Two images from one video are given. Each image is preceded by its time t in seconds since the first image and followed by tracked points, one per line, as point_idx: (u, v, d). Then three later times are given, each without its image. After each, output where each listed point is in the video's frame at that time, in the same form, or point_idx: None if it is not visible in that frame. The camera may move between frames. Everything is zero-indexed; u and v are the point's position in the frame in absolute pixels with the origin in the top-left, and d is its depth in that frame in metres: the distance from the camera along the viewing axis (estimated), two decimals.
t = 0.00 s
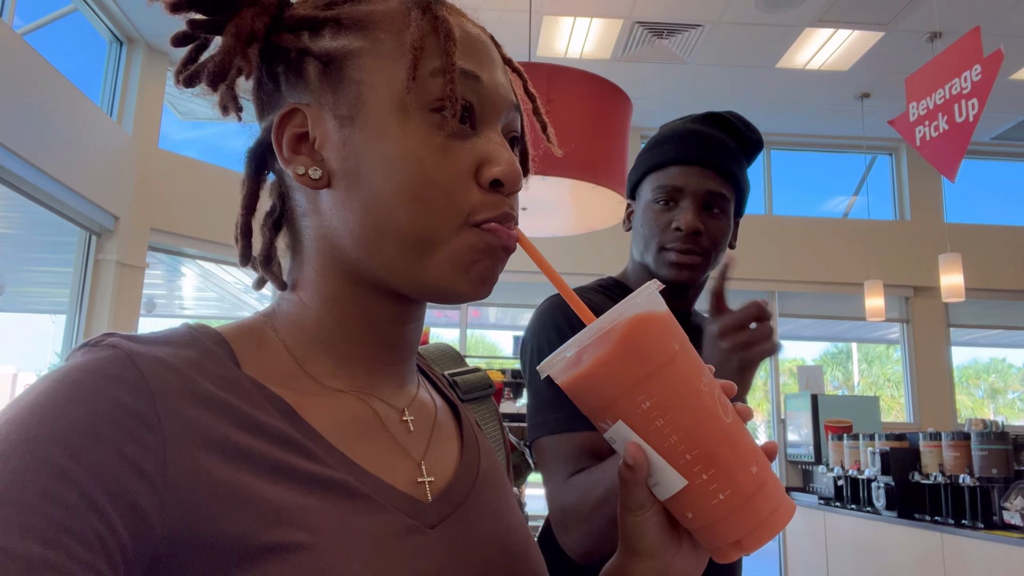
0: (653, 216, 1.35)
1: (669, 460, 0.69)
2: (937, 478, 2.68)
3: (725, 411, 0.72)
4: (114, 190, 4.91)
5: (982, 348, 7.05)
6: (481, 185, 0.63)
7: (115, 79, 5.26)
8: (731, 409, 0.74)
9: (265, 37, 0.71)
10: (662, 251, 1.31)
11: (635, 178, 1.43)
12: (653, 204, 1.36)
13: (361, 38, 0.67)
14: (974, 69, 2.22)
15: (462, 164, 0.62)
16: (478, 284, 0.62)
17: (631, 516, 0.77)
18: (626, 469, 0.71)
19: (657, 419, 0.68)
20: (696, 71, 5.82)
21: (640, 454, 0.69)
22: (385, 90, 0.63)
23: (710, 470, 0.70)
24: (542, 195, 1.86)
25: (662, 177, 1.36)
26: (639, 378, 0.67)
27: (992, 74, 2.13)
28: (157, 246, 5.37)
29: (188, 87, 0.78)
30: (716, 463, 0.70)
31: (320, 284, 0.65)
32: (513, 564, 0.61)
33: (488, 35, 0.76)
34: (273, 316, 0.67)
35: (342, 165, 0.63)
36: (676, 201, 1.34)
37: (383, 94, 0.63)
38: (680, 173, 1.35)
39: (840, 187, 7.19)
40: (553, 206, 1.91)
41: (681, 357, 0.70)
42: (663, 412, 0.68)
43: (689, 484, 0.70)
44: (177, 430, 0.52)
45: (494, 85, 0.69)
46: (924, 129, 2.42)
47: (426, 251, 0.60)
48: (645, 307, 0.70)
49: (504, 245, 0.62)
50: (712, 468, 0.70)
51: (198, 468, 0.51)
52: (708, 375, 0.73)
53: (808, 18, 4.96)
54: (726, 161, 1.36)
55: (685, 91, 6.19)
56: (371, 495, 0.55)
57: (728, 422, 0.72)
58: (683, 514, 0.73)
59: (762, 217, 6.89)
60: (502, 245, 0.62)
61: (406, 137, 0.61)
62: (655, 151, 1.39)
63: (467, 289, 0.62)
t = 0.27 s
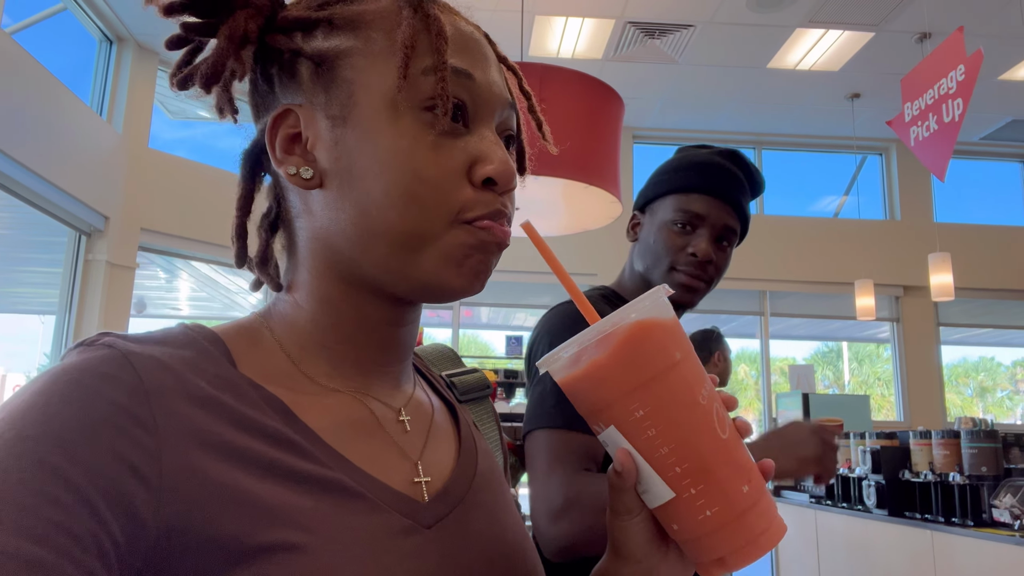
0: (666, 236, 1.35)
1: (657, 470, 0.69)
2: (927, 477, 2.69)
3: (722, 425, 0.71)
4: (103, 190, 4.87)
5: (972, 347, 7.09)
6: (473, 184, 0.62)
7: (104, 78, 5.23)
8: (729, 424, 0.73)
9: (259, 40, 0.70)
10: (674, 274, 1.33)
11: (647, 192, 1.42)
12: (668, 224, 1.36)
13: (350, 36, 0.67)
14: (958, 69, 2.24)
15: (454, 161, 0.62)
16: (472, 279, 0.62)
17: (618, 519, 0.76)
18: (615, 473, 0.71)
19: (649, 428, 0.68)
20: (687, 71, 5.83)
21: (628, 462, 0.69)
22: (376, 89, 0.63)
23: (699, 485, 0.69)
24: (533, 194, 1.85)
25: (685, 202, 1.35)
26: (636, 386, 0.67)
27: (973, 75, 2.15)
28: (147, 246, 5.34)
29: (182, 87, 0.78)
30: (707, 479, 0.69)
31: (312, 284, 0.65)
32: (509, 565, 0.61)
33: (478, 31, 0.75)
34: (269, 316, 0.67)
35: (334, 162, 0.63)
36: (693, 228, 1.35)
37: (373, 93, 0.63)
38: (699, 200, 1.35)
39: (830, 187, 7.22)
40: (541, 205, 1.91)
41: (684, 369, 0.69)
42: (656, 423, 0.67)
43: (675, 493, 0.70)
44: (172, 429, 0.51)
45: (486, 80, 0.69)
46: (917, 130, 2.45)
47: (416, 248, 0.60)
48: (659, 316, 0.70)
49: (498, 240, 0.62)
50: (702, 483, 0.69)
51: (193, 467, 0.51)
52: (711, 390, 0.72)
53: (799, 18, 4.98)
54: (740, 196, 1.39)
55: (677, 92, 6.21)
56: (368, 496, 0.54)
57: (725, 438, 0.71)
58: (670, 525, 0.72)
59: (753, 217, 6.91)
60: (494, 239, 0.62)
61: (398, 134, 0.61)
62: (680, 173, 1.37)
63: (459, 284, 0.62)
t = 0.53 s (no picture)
0: (666, 253, 1.37)
1: (622, 491, 0.71)
2: (915, 472, 2.73)
3: (703, 479, 0.70)
4: (92, 187, 4.85)
5: (959, 343, 7.15)
6: (396, 138, 0.63)
7: (93, 75, 5.20)
8: (716, 481, 0.71)
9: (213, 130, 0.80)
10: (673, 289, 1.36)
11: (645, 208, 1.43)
12: (666, 242, 1.38)
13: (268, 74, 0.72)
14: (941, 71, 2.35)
15: (373, 126, 0.64)
16: (425, 224, 0.61)
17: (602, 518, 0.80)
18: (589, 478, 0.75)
19: (625, 448, 0.71)
20: (678, 70, 5.86)
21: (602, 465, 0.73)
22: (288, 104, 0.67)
23: (651, 520, 0.69)
24: (527, 192, 1.87)
25: (683, 220, 1.37)
26: (631, 400, 0.72)
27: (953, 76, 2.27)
28: (137, 244, 5.32)
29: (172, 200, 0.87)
30: (660, 515, 0.69)
31: (308, 301, 0.66)
32: None
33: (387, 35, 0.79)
34: (280, 331, 0.68)
35: (273, 187, 0.66)
36: (691, 246, 1.37)
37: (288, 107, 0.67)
38: (698, 220, 1.38)
39: (819, 185, 7.27)
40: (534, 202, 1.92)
41: (686, 404, 0.71)
42: (632, 445, 0.71)
43: (630, 522, 0.71)
44: (190, 441, 0.54)
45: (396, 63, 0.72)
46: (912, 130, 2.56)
47: (360, 212, 0.61)
48: (629, 338, 0.72)
49: (439, 177, 0.62)
50: (653, 520, 0.69)
51: (208, 478, 0.53)
52: (712, 437, 0.71)
53: (789, 17, 5.00)
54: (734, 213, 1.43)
55: (667, 90, 6.23)
56: (378, 512, 0.56)
57: (701, 491, 0.70)
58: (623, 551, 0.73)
59: (743, 214, 6.96)
60: (431, 176, 0.61)
61: (320, 125, 0.63)
62: (675, 191, 1.39)
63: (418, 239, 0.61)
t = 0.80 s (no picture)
0: (684, 248, 1.44)
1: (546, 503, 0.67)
2: (903, 468, 2.74)
3: (604, 535, 0.60)
4: (80, 185, 4.81)
5: (947, 338, 7.20)
6: (376, 207, 0.61)
7: (80, 72, 5.15)
8: (624, 544, 0.60)
9: (238, 117, 0.79)
10: (693, 282, 1.41)
11: (663, 206, 1.51)
12: (686, 237, 1.46)
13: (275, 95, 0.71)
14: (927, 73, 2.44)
15: (354, 188, 0.61)
16: (389, 312, 0.60)
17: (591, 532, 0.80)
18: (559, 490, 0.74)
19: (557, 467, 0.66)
20: (670, 66, 5.86)
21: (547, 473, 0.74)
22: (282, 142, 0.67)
23: (551, 551, 0.64)
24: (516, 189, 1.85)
25: (699, 216, 1.45)
26: (573, 431, 0.66)
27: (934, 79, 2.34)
28: (126, 242, 5.28)
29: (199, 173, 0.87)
30: (559, 553, 0.63)
31: (301, 327, 0.65)
32: None
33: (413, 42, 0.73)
34: (275, 352, 0.68)
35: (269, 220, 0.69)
36: (708, 242, 1.44)
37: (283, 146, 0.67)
38: (717, 218, 1.46)
39: (809, 181, 7.30)
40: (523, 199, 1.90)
41: (614, 453, 0.61)
42: (563, 470, 0.65)
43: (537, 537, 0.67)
44: (180, 450, 0.53)
45: (401, 95, 0.67)
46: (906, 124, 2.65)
47: (331, 283, 0.60)
48: (608, 373, 0.63)
49: (407, 267, 0.59)
50: (552, 551, 0.64)
51: (198, 485, 0.52)
52: (637, 497, 0.60)
53: (781, 14, 5.01)
54: (748, 214, 1.50)
55: (659, 86, 6.23)
56: (367, 517, 0.55)
57: (598, 546, 0.61)
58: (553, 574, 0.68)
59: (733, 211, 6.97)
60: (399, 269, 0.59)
61: (306, 177, 0.63)
62: (689, 187, 1.47)
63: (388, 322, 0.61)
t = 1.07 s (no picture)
0: (733, 227, 1.35)
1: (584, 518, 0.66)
2: (897, 459, 2.76)
3: (655, 532, 0.60)
4: (67, 188, 4.76)
5: (934, 330, 7.26)
6: (432, 201, 0.59)
7: (66, 73, 5.10)
8: (675, 537, 0.60)
9: (258, 105, 0.77)
10: (744, 262, 1.33)
11: (701, 181, 1.41)
12: (732, 215, 1.36)
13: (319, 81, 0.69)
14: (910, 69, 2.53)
15: (409, 182, 0.60)
16: (439, 322, 0.58)
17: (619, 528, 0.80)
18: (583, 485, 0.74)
19: (591, 473, 0.65)
20: (658, 62, 5.87)
21: (575, 483, 0.76)
22: (329, 131, 0.64)
23: (598, 555, 0.63)
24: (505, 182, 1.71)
25: (744, 193, 1.37)
26: (612, 430, 0.64)
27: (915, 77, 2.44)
28: (114, 245, 5.23)
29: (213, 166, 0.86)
30: (606, 555, 0.62)
31: (338, 327, 0.64)
32: None
33: (453, 31, 0.72)
34: (306, 350, 0.67)
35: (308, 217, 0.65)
36: (756, 220, 1.36)
37: (329, 135, 0.64)
38: (763, 195, 1.38)
39: (797, 175, 7.34)
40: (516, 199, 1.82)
41: (653, 446, 0.61)
42: (596, 472, 0.64)
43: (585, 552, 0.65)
44: (209, 455, 0.52)
45: (449, 83, 0.66)
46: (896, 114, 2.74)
47: (383, 285, 0.59)
48: (627, 364, 0.63)
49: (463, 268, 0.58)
50: (600, 556, 0.63)
51: (230, 492, 0.51)
52: (682, 487, 0.60)
53: (768, 10, 5.03)
54: (786, 191, 1.43)
55: (648, 82, 6.24)
56: (404, 518, 0.54)
57: (651, 545, 0.60)
58: None
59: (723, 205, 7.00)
60: (458, 271, 0.58)
61: (357, 168, 0.61)
62: (728, 163, 1.39)
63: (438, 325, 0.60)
